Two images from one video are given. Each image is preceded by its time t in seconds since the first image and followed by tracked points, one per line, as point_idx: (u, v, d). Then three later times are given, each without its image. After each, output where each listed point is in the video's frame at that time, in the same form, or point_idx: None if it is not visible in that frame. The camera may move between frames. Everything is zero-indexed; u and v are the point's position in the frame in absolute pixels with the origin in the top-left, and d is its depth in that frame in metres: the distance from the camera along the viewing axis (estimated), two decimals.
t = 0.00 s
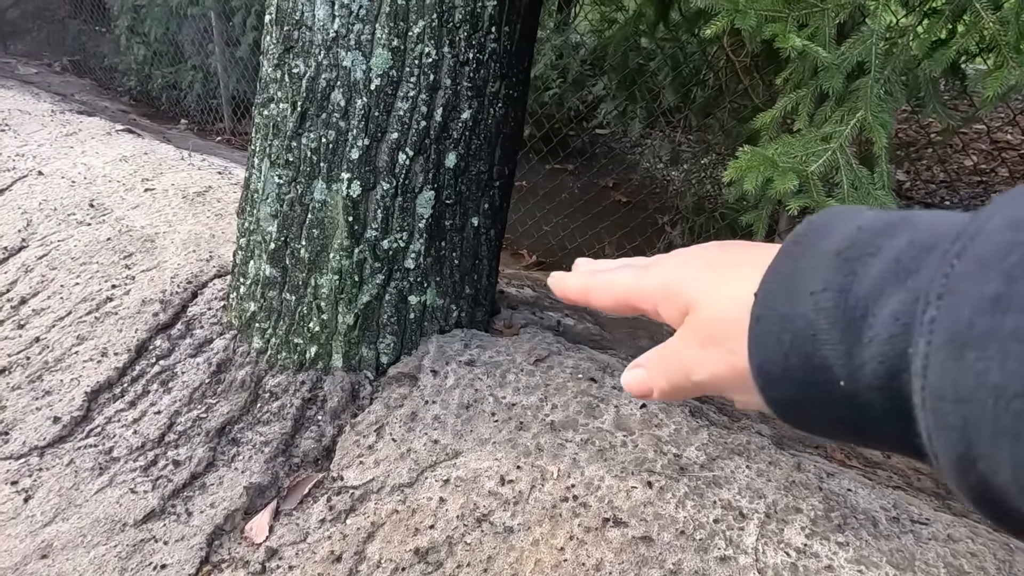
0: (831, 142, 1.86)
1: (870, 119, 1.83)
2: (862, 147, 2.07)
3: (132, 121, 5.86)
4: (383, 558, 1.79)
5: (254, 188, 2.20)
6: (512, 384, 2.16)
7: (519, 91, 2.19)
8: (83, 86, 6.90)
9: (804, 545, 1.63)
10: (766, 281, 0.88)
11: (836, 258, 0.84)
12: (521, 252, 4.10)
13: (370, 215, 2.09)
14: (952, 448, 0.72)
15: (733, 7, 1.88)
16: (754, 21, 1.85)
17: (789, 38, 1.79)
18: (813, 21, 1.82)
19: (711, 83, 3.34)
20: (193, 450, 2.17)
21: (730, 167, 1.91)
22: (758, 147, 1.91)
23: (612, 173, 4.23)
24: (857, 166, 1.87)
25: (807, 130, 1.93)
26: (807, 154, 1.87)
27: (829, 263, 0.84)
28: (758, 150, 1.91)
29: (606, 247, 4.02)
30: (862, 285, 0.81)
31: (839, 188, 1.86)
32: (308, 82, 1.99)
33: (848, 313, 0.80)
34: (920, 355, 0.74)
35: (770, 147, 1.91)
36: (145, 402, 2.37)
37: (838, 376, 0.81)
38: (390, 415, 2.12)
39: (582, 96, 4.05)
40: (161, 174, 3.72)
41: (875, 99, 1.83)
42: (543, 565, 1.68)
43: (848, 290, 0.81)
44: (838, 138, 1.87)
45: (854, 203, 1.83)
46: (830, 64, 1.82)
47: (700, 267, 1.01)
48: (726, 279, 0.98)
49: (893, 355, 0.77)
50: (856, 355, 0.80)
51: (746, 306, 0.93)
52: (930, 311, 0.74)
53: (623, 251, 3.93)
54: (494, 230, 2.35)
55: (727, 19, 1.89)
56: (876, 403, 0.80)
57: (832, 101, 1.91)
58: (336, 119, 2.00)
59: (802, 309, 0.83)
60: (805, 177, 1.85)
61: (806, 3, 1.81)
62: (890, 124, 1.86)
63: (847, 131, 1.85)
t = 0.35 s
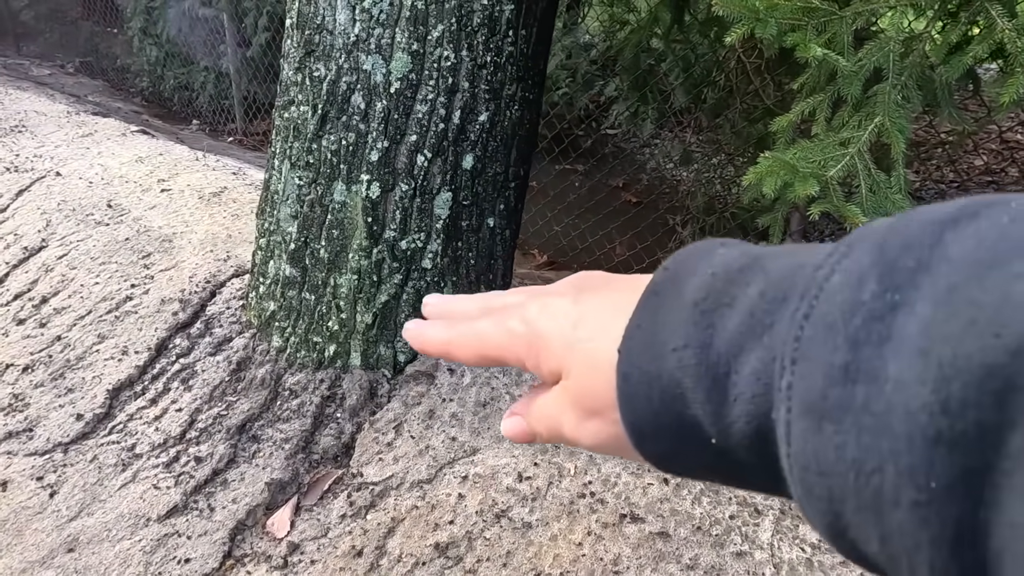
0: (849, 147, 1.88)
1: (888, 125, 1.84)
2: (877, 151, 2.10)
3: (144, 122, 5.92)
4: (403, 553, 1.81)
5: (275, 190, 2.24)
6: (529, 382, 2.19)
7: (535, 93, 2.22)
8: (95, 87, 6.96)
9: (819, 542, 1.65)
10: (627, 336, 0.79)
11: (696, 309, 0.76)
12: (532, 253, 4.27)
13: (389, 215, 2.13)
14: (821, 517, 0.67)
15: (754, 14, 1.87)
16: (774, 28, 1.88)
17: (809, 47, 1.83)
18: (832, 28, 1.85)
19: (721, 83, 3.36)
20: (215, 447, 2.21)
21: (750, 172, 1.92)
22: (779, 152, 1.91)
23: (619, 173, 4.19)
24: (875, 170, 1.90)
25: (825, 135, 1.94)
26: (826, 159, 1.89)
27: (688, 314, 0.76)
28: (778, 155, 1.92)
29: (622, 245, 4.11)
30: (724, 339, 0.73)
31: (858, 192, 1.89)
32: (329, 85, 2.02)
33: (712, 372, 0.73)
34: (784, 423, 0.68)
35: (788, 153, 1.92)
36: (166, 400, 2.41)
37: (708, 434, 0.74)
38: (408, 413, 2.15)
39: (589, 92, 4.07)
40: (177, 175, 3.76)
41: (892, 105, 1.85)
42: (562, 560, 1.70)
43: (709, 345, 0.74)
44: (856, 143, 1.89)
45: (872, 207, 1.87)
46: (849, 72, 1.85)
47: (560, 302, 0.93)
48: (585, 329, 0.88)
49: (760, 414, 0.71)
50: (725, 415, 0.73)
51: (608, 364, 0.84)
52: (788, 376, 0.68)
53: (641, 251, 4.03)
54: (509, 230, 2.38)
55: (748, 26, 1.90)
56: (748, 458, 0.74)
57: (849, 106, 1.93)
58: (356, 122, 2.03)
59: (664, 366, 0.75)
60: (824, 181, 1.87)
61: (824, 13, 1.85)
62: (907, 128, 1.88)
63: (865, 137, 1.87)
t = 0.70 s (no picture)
0: (866, 144, 1.91)
1: (905, 123, 1.87)
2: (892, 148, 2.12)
3: (159, 123, 5.99)
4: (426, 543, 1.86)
5: (297, 188, 2.29)
6: (546, 377, 2.23)
7: (552, 93, 2.26)
8: (110, 88, 7.04)
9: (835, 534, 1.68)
10: (566, 501, 0.80)
11: (630, 472, 0.78)
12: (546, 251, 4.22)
13: (410, 213, 2.17)
14: None
15: (772, 16, 1.90)
16: (793, 29, 1.91)
17: (827, 46, 1.86)
18: (848, 29, 1.89)
19: (733, 83, 3.39)
20: (238, 440, 2.25)
21: (768, 170, 1.97)
22: (798, 150, 1.95)
23: (630, 172, 4.27)
24: (893, 167, 1.92)
25: (843, 134, 1.97)
26: (844, 157, 1.91)
27: (625, 479, 0.78)
28: (796, 153, 1.95)
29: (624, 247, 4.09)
30: (661, 505, 0.75)
31: (875, 189, 1.92)
32: (352, 85, 2.06)
33: (654, 540, 0.74)
34: None
35: (806, 150, 1.96)
36: (189, 395, 2.46)
37: None
38: (428, 407, 2.19)
39: (599, 92, 4.10)
40: (195, 174, 3.81)
41: (910, 103, 1.88)
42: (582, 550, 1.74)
43: (651, 514, 0.75)
44: (874, 141, 1.91)
45: (890, 204, 1.90)
46: (866, 72, 1.88)
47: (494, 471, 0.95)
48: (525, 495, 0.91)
49: None
50: None
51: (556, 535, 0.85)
52: (729, 556, 0.69)
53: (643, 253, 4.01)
54: (526, 229, 2.42)
55: (766, 28, 1.92)
56: None
57: (866, 105, 1.96)
58: (378, 122, 2.07)
59: (611, 536, 0.76)
60: (841, 179, 1.90)
61: (840, 14, 1.90)
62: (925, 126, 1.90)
63: (883, 134, 1.89)
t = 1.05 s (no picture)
0: (885, 134, 1.92)
1: (923, 113, 1.88)
2: (911, 141, 2.14)
3: (176, 124, 6.08)
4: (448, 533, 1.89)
5: (319, 185, 2.33)
6: (565, 371, 2.25)
7: (569, 90, 2.29)
8: (127, 91, 7.15)
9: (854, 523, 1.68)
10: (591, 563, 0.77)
11: (660, 539, 0.74)
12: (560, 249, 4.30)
13: (430, 210, 2.20)
14: None
15: (792, 9, 1.95)
16: (812, 22, 1.95)
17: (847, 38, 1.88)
18: (868, 22, 1.91)
19: (747, 79, 3.39)
20: (262, 433, 2.29)
21: (787, 160, 1.97)
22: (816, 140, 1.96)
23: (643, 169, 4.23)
24: (911, 158, 1.93)
25: (860, 125, 1.99)
26: (862, 147, 1.92)
27: (654, 546, 0.74)
28: (815, 143, 1.96)
29: (635, 245, 4.13)
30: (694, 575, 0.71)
31: (893, 178, 1.93)
32: (373, 83, 2.09)
33: None
34: None
35: (824, 140, 1.96)
36: (213, 389, 2.50)
37: None
38: (449, 400, 2.22)
39: (613, 91, 4.09)
40: (214, 173, 3.87)
41: (928, 93, 1.89)
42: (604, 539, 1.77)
43: None
44: (892, 131, 1.92)
45: (907, 194, 1.91)
46: (885, 63, 1.89)
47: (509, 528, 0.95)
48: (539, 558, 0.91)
49: None
50: None
51: None
52: None
53: (655, 250, 4.04)
54: (543, 225, 2.45)
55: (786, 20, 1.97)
56: None
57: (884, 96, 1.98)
58: (399, 119, 2.10)
59: None
60: (860, 169, 1.90)
61: (860, 6, 1.92)
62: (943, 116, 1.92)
63: (901, 125, 1.91)
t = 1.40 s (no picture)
0: (906, 132, 1.99)
1: (944, 111, 1.94)
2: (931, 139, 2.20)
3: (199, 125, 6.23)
4: (481, 513, 1.98)
5: (353, 182, 2.42)
6: (589, 360, 2.33)
7: (594, 89, 2.37)
8: (150, 92, 7.31)
9: (873, 503, 1.75)
10: None
11: None
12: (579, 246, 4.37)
13: (460, 205, 2.29)
14: None
15: (815, 14, 2.01)
16: (835, 27, 2.01)
17: (870, 41, 1.94)
18: (888, 26, 1.99)
19: (764, 80, 3.46)
20: (298, 420, 2.39)
21: (812, 159, 2.04)
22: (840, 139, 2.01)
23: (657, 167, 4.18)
24: (932, 155, 1.99)
25: (882, 124, 2.04)
26: (884, 145, 1.98)
27: None
28: (839, 142, 2.02)
29: (651, 240, 4.15)
30: None
31: (915, 174, 1.98)
32: (408, 84, 2.18)
33: None
34: None
35: (847, 140, 2.02)
36: (249, 378, 2.60)
37: None
38: (478, 388, 2.30)
39: (630, 93, 4.08)
40: (242, 172, 3.98)
41: (947, 93, 1.95)
42: (631, 518, 1.84)
43: None
44: (913, 130, 1.98)
45: (930, 189, 1.96)
46: (905, 64, 1.96)
47: None
48: None
49: None
50: None
51: None
52: None
53: (671, 246, 4.06)
54: (568, 220, 2.53)
55: (810, 25, 2.02)
56: None
57: (905, 96, 2.04)
58: (432, 118, 2.19)
59: None
60: (883, 165, 1.95)
61: (880, 11, 2.01)
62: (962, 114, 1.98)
63: (922, 123, 1.97)
